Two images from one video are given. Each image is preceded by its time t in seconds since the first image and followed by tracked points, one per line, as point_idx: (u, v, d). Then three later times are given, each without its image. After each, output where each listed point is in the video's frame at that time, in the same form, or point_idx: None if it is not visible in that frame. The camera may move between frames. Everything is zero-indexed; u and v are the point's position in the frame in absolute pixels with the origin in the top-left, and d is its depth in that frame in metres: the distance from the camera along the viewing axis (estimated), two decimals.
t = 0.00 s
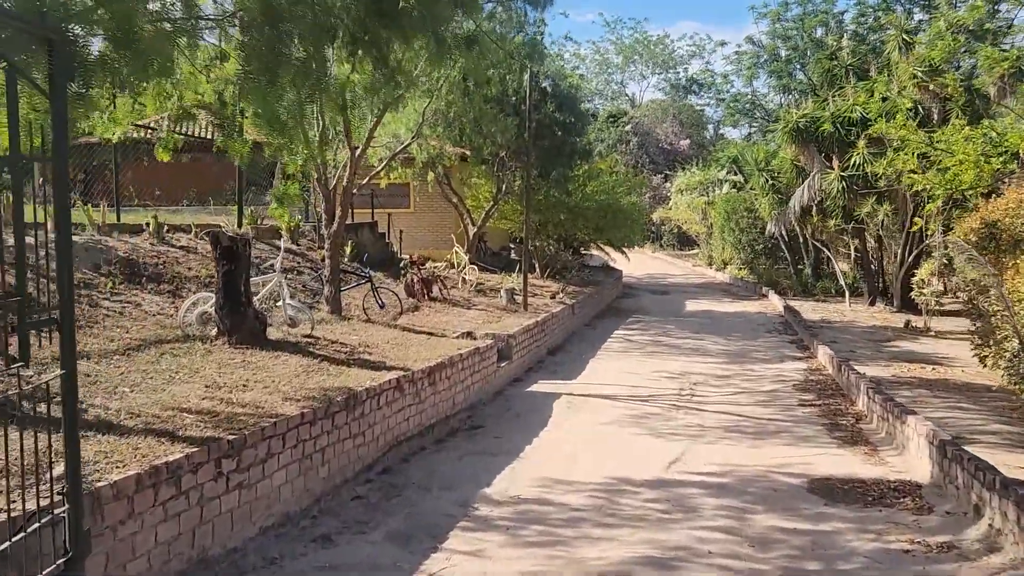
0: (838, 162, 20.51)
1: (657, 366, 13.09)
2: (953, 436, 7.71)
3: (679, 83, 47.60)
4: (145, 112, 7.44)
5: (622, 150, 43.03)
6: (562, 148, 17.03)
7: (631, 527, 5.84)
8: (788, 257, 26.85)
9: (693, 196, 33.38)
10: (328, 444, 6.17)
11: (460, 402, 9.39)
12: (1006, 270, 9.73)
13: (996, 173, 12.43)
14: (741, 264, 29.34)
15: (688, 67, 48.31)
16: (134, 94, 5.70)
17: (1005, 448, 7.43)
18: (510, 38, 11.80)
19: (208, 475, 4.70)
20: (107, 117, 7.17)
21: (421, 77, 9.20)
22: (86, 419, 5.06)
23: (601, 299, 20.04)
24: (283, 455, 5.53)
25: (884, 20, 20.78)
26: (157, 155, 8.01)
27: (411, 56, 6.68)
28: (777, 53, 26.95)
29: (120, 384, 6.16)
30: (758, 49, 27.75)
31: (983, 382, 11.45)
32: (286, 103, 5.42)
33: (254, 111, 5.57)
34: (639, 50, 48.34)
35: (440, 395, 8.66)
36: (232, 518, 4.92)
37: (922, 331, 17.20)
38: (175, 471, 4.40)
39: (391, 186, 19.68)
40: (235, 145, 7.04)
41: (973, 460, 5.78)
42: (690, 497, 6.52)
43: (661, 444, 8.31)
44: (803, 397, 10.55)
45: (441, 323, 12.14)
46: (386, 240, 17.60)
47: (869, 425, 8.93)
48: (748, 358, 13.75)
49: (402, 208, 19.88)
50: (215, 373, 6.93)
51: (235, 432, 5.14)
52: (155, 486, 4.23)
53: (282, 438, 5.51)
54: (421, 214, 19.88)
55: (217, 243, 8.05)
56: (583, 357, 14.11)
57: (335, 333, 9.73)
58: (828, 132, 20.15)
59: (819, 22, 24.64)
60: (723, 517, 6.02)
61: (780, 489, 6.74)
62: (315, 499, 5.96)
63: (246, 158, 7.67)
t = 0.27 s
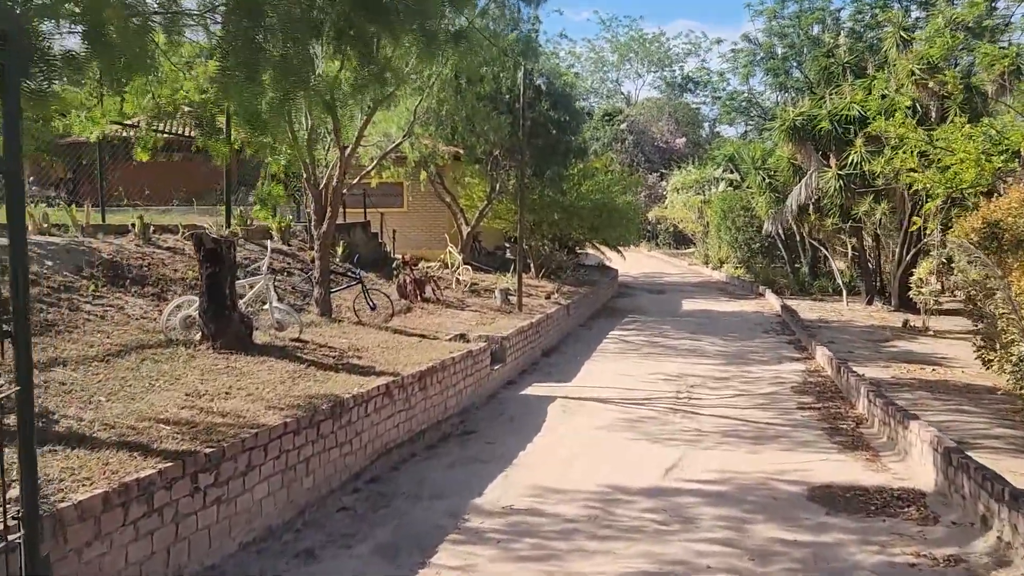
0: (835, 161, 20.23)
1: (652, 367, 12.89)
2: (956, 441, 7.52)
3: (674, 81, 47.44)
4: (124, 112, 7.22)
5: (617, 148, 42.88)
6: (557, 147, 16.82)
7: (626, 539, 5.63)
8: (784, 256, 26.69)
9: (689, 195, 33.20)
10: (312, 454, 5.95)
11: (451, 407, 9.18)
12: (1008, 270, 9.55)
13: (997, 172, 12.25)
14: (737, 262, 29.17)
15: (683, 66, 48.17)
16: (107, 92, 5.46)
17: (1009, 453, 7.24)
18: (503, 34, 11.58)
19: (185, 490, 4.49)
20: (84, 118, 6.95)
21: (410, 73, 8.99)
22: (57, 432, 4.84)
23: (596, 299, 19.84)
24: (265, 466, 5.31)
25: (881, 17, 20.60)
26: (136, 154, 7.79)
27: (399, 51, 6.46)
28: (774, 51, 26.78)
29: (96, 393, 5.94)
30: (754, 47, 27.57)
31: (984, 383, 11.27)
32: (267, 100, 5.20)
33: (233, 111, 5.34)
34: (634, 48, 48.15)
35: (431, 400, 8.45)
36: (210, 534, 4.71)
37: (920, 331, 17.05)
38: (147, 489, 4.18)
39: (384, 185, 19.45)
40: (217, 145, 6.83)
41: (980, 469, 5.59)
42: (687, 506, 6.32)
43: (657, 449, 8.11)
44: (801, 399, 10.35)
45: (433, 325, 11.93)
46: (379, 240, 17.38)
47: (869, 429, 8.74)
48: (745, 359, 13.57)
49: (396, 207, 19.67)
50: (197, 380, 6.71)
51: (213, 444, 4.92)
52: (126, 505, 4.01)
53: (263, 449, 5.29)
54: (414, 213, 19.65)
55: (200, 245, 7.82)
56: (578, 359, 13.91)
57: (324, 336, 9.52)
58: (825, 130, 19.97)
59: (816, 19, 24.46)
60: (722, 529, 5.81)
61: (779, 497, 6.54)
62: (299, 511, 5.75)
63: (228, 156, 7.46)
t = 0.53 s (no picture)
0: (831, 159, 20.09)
1: (646, 368, 12.69)
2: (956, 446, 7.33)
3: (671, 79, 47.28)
4: (99, 105, 6.99)
5: (613, 147, 42.69)
6: (551, 144, 16.59)
7: (615, 549, 5.42)
8: (781, 255, 26.50)
9: (685, 193, 33.01)
10: (290, 460, 5.73)
11: (439, 409, 8.96)
12: (1009, 270, 9.35)
13: (997, 170, 12.05)
14: (733, 261, 28.99)
15: (680, 64, 47.99)
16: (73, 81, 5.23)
17: (1011, 458, 7.04)
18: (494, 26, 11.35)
19: (150, 500, 4.27)
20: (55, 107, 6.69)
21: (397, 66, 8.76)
22: (17, 438, 4.62)
23: (591, 298, 19.63)
24: (239, 474, 5.09)
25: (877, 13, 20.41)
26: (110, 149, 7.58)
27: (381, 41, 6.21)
28: (770, 48, 26.60)
29: (65, 396, 5.71)
30: (751, 44, 27.38)
31: (983, 385, 11.07)
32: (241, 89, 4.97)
33: (203, 101, 5.12)
34: (631, 46, 47.96)
35: (417, 403, 8.23)
36: (178, 546, 4.49)
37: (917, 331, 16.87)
38: (106, 500, 3.96)
39: (376, 183, 19.23)
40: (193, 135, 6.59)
41: (982, 478, 5.39)
42: (679, 514, 6.11)
43: (649, 453, 7.90)
44: (797, 401, 10.15)
45: (423, 325, 11.71)
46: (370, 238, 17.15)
47: (866, 432, 8.54)
48: (741, 359, 13.37)
49: (388, 205, 19.44)
50: (173, 382, 6.48)
51: (182, 451, 4.70)
52: (82, 517, 3.79)
53: (237, 456, 5.07)
54: (407, 211, 19.43)
55: (179, 242, 7.58)
56: (571, 359, 13.69)
57: (309, 336, 9.30)
58: (822, 128, 19.77)
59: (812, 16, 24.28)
60: (715, 538, 5.60)
61: (774, 504, 6.33)
62: (276, 520, 5.53)
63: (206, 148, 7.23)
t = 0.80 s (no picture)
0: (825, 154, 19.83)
1: (637, 364, 12.48)
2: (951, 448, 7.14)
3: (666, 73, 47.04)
4: (66, 91, 6.73)
5: (607, 140, 42.43)
6: (542, 135, 16.35)
7: (598, 556, 5.21)
8: (774, 251, 26.32)
9: (678, 187, 32.80)
10: (262, 461, 5.50)
11: (423, 406, 8.73)
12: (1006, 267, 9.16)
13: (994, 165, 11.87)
14: (726, 256, 28.81)
15: (675, 57, 47.72)
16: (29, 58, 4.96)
17: (1007, 461, 6.86)
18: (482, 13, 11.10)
19: (106, 506, 4.04)
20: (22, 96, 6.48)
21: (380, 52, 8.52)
22: None
23: (582, 292, 19.42)
24: (206, 476, 4.86)
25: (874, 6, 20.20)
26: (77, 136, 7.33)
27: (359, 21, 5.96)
28: (765, 41, 26.37)
29: (26, 394, 5.47)
30: (746, 37, 27.14)
31: (978, 384, 10.90)
32: (210, 72, 4.81)
33: (171, 84, 4.95)
34: (626, 39, 47.67)
35: (400, 400, 8.00)
36: (138, 553, 4.27)
37: (911, 328, 16.71)
38: (55, 507, 3.73)
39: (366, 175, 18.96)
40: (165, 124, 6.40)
41: (980, 483, 5.19)
42: (666, 518, 5.90)
43: (637, 454, 7.69)
44: (789, 400, 9.96)
45: (409, 320, 11.48)
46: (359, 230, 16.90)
47: (860, 433, 8.35)
48: (733, 356, 13.17)
49: (378, 197, 19.18)
50: (143, 379, 6.24)
51: (143, 454, 4.47)
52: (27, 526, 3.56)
53: (203, 458, 4.84)
54: (397, 204, 19.16)
55: (153, 232, 7.26)
56: (561, 355, 13.47)
57: (290, 331, 9.05)
58: (817, 122, 19.55)
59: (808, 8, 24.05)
60: (702, 545, 5.40)
61: (765, 508, 6.13)
62: (247, 523, 5.30)
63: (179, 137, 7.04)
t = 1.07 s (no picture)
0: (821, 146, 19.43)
1: (629, 359, 12.29)
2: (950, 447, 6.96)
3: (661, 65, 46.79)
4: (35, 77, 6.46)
5: (601, 132, 42.19)
6: (535, 126, 16.12)
7: (586, 561, 5.02)
8: (768, 244, 26.16)
9: (673, 180, 32.59)
10: (238, 463, 5.27)
11: (409, 403, 8.51)
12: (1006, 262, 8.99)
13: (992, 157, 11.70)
14: (721, 250, 28.63)
15: (670, 49, 47.46)
16: None
17: (1008, 461, 6.69)
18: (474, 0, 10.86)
19: (66, 514, 3.83)
20: None
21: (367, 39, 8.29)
22: None
23: (575, 286, 19.22)
24: (176, 480, 4.64)
25: None
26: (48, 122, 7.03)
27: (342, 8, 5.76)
28: (761, 33, 26.13)
29: None
30: (741, 28, 26.89)
31: (975, 380, 10.74)
32: (181, 56, 4.64)
33: (138, 69, 4.77)
34: (620, 30, 47.37)
35: (385, 398, 7.78)
36: (102, 562, 4.05)
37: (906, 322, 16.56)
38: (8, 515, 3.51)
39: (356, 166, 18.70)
40: (138, 112, 6.18)
41: (983, 486, 5.01)
42: (658, 521, 5.71)
43: (629, 452, 7.49)
44: (784, 396, 9.77)
45: (397, 314, 11.25)
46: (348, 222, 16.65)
47: (856, 431, 8.17)
48: (727, 351, 12.99)
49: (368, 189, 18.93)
50: (115, 377, 6.01)
51: (108, 457, 4.25)
52: None
53: (173, 460, 4.62)
54: (387, 196, 18.91)
55: (128, 224, 7.02)
56: (552, 349, 13.27)
57: (274, 326, 8.82)
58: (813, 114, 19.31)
59: None
60: (695, 549, 5.21)
61: (760, 510, 5.94)
62: (221, 528, 5.08)
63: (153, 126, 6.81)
